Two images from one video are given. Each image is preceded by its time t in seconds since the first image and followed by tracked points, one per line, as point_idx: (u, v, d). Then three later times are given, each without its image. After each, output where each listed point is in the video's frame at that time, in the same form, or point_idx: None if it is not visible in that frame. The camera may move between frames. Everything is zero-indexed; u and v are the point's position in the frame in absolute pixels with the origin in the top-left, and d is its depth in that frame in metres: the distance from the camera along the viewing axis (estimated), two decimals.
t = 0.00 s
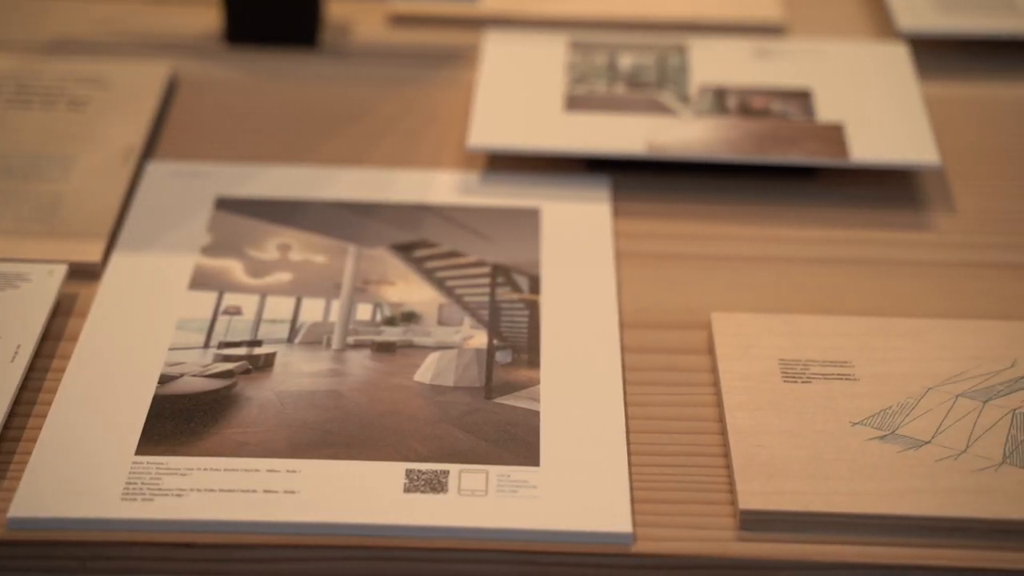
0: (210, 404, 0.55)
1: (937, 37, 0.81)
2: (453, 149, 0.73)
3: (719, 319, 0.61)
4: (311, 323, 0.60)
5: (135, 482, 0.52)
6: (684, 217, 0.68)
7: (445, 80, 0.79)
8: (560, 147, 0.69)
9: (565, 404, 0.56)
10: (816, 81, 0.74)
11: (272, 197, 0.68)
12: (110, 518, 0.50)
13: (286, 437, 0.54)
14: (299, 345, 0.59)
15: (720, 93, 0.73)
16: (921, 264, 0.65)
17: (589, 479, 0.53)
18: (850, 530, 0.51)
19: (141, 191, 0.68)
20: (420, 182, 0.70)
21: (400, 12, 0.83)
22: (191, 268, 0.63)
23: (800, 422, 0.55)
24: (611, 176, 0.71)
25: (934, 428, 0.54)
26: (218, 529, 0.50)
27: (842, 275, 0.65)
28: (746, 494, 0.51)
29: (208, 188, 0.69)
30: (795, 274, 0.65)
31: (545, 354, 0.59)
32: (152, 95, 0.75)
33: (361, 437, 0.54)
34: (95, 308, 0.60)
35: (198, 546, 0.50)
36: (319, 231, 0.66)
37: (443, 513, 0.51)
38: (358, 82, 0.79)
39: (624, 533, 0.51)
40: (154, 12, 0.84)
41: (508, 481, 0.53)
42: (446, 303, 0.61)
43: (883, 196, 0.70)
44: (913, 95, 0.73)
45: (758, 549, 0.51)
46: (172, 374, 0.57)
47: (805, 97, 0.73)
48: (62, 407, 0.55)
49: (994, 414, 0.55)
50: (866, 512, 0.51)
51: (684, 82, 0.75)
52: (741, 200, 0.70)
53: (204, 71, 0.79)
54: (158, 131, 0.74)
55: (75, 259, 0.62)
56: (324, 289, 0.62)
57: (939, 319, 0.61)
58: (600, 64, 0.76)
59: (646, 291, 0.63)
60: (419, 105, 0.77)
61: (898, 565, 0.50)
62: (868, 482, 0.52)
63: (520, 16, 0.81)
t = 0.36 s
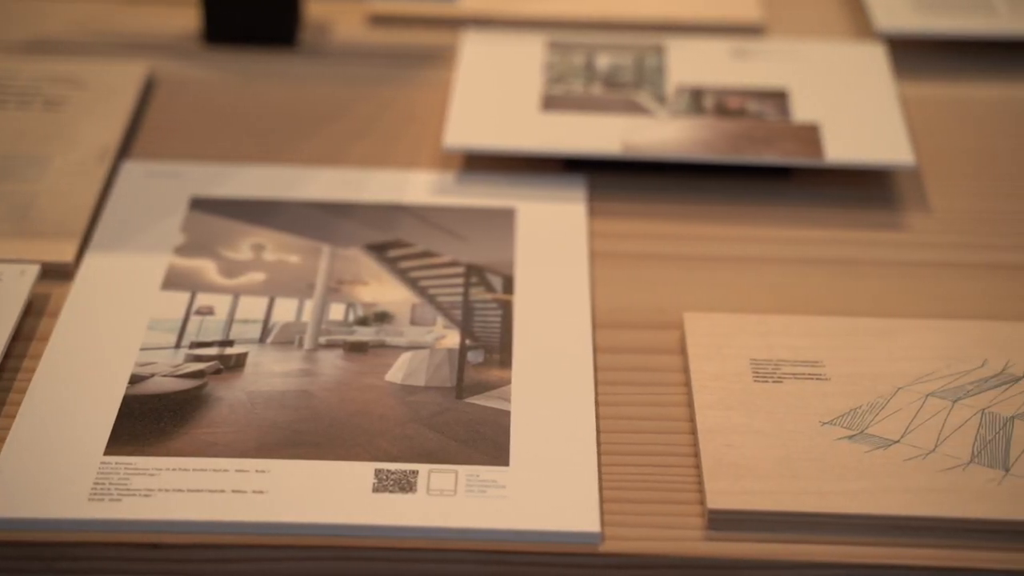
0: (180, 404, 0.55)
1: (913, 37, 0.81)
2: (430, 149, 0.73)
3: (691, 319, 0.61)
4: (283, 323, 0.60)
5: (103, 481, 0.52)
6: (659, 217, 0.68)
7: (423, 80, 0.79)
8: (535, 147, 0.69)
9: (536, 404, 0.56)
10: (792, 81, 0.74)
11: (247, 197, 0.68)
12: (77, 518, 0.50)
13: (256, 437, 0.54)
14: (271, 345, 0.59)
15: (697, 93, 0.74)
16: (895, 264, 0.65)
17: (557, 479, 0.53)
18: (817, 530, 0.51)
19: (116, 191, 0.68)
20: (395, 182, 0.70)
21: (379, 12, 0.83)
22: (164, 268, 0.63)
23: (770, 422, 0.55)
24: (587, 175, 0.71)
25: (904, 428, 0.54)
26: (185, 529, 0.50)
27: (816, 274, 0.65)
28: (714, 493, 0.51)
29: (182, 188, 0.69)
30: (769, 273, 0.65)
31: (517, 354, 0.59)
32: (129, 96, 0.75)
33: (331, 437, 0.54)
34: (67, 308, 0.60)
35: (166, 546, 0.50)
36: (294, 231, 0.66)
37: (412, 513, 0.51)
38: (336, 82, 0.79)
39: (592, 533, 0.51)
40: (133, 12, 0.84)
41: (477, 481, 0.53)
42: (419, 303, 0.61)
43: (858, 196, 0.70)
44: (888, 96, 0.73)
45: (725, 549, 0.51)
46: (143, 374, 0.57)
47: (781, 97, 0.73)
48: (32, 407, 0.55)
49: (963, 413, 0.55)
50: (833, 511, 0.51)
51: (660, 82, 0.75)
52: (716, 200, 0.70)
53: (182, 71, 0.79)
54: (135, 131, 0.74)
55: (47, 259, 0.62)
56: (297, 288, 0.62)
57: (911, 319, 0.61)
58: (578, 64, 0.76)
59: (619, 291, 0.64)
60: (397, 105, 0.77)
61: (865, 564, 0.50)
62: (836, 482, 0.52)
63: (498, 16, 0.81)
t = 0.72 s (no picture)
0: (149, 404, 0.55)
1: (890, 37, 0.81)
2: (406, 149, 0.73)
3: (663, 319, 0.61)
4: (254, 323, 0.60)
5: (70, 482, 0.52)
6: (634, 218, 0.69)
7: (400, 80, 0.79)
8: (510, 147, 0.69)
9: (506, 404, 0.56)
10: (768, 81, 0.75)
11: (221, 197, 0.68)
12: (43, 518, 0.50)
13: (224, 437, 0.54)
14: (241, 345, 0.59)
15: (673, 93, 0.74)
16: (867, 264, 0.66)
17: (525, 478, 0.53)
18: (784, 529, 0.51)
19: (89, 191, 0.68)
20: (370, 182, 0.70)
21: (357, 11, 0.83)
22: (136, 268, 0.63)
23: (739, 422, 0.55)
24: (563, 175, 0.71)
25: (872, 427, 0.55)
26: (151, 529, 0.50)
27: (789, 274, 0.65)
28: (681, 493, 0.52)
29: (156, 189, 0.69)
30: (742, 274, 0.65)
31: (488, 354, 0.59)
32: (105, 95, 0.75)
33: (300, 437, 0.54)
34: (38, 308, 0.60)
35: (132, 546, 0.50)
36: (267, 231, 0.66)
37: (378, 513, 0.51)
38: (313, 82, 0.79)
39: (558, 532, 0.51)
40: (112, 11, 0.84)
41: (445, 480, 0.53)
42: (391, 303, 0.61)
43: (832, 196, 0.70)
44: (864, 96, 0.73)
45: (692, 548, 0.51)
46: (112, 374, 0.57)
47: (757, 97, 0.73)
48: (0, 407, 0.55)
49: (931, 413, 0.55)
50: (799, 510, 0.51)
51: (637, 82, 0.75)
52: (691, 200, 0.70)
53: (159, 71, 0.79)
54: (110, 131, 0.74)
55: (19, 260, 0.62)
56: (269, 288, 0.62)
57: (882, 319, 0.61)
58: (555, 64, 0.76)
59: (592, 291, 0.64)
60: (374, 105, 0.77)
61: (831, 563, 0.50)
62: (803, 481, 0.52)
63: (476, 16, 0.81)
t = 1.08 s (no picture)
0: (120, 404, 0.55)
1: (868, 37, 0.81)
2: (383, 149, 0.73)
3: (636, 318, 0.61)
4: (227, 323, 0.60)
5: (38, 481, 0.51)
6: (610, 217, 0.69)
7: (379, 80, 0.79)
8: (487, 146, 0.69)
9: (478, 403, 0.56)
10: (745, 81, 0.75)
11: (197, 197, 0.68)
12: (9, 518, 0.50)
13: (195, 436, 0.54)
14: (214, 345, 0.59)
15: (650, 92, 0.74)
16: (842, 263, 0.66)
17: (496, 478, 0.53)
18: (753, 528, 0.51)
19: (65, 190, 0.68)
20: (346, 182, 0.70)
21: (337, 12, 0.83)
22: (109, 267, 0.63)
23: (709, 421, 0.55)
24: (539, 176, 0.71)
25: (842, 426, 0.55)
26: (118, 529, 0.50)
27: (763, 274, 0.65)
28: (650, 492, 0.52)
29: (132, 188, 0.69)
30: (717, 273, 0.65)
31: (460, 353, 0.59)
32: (82, 95, 0.75)
33: (270, 437, 0.54)
34: (9, 307, 0.60)
35: (98, 546, 0.50)
36: (242, 231, 0.66)
37: (347, 513, 0.51)
38: (292, 82, 0.79)
39: (527, 531, 0.50)
40: (93, 12, 0.84)
41: (415, 480, 0.53)
42: (364, 303, 0.61)
43: (808, 196, 0.71)
44: (840, 95, 0.73)
45: (661, 547, 0.51)
46: (83, 374, 0.57)
47: (733, 97, 0.73)
48: None
49: (902, 411, 0.55)
50: (768, 508, 0.51)
51: (614, 81, 0.75)
52: (667, 200, 0.70)
53: (138, 71, 0.79)
54: (87, 131, 0.74)
55: None
56: (242, 288, 0.62)
57: (855, 318, 0.61)
58: (532, 64, 0.76)
59: (567, 291, 0.64)
60: (352, 105, 0.77)
61: (799, 562, 0.50)
62: (773, 480, 0.52)
63: (455, 16, 0.82)
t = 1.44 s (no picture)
0: (90, 404, 0.55)
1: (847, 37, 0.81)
2: (360, 148, 0.73)
3: (609, 318, 0.61)
4: (200, 322, 0.60)
5: (7, 481, 0.51)
6: (586, 217, 0.69)
7: (358, 80, 0.79)
8: (463, 146, 0.69)
9: (449, 403, 0.56)
10: (722, 81, 0.75)
11: (173, 197, 0.68)
12: None
13: (165, 436, 0.54)
14: (186, 345, 0.59)
15: (627, 92, 0.74)
16: (816, 263, 0.66)
17: (465, 477, 0.53)
18: (722, 527, 0.51)
19: (40, 190, 0.68)
20: (322, 182, 0.70)
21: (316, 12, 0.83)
22: (83, 267, 0.63)
23: (679, 420, 0.55)
24: (516, 175, 0.71)
25: (813, 425, 0.55)
26: (85, 529, 0.50)
27: (738, 273, 0.65)
28: (619, 491, 0.52)
29: (108, 188, 0.69)
30: (691, 273, 0.65)
31: (432, 353, 0.59)
32: (59, 95, 0.75)
33: (240, 437, 0.54)
34: None
35: (65, 547, 0.50)
36: (217, 230, 0.66)
37: (315, 512, 0.51)
38: (270, 81, 0.79)
39: (496, 530, 0.50)
40: (72, 11, 0.84)
41: (384, 479, 0.52)
42: (338, 302, 0.61)
43: (784, 195, 0.71)
44: (817, 95, 0.73)
45: (629, 546, 0.51)
46: (54, 374, 0.57)
47: (710, 97, 0.73)
48: None
49: (872, 410, 0.55)
50: (736, 507, 0.51)
51: (592, 81, 0.75)
52: (643, 199, 0.70)
53: (116, 71, 0.79)
54: (64, 130, 0.73)
55: None
56: (216, 288, 0.62)
57: (827, 317, 0.61)
58: (511, 64, 0.76)
59: (541, 291, 0.64)
60: (330, 104, 0.77)
61: (767, 561, 0.50)
62: (742, 479, 0.52)
63: (434, 15, 0.82)
